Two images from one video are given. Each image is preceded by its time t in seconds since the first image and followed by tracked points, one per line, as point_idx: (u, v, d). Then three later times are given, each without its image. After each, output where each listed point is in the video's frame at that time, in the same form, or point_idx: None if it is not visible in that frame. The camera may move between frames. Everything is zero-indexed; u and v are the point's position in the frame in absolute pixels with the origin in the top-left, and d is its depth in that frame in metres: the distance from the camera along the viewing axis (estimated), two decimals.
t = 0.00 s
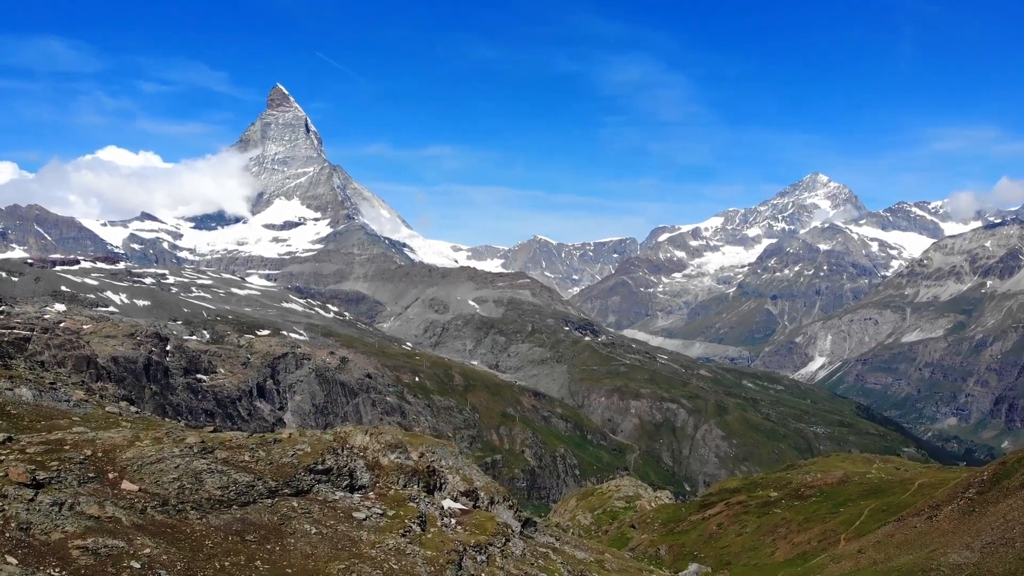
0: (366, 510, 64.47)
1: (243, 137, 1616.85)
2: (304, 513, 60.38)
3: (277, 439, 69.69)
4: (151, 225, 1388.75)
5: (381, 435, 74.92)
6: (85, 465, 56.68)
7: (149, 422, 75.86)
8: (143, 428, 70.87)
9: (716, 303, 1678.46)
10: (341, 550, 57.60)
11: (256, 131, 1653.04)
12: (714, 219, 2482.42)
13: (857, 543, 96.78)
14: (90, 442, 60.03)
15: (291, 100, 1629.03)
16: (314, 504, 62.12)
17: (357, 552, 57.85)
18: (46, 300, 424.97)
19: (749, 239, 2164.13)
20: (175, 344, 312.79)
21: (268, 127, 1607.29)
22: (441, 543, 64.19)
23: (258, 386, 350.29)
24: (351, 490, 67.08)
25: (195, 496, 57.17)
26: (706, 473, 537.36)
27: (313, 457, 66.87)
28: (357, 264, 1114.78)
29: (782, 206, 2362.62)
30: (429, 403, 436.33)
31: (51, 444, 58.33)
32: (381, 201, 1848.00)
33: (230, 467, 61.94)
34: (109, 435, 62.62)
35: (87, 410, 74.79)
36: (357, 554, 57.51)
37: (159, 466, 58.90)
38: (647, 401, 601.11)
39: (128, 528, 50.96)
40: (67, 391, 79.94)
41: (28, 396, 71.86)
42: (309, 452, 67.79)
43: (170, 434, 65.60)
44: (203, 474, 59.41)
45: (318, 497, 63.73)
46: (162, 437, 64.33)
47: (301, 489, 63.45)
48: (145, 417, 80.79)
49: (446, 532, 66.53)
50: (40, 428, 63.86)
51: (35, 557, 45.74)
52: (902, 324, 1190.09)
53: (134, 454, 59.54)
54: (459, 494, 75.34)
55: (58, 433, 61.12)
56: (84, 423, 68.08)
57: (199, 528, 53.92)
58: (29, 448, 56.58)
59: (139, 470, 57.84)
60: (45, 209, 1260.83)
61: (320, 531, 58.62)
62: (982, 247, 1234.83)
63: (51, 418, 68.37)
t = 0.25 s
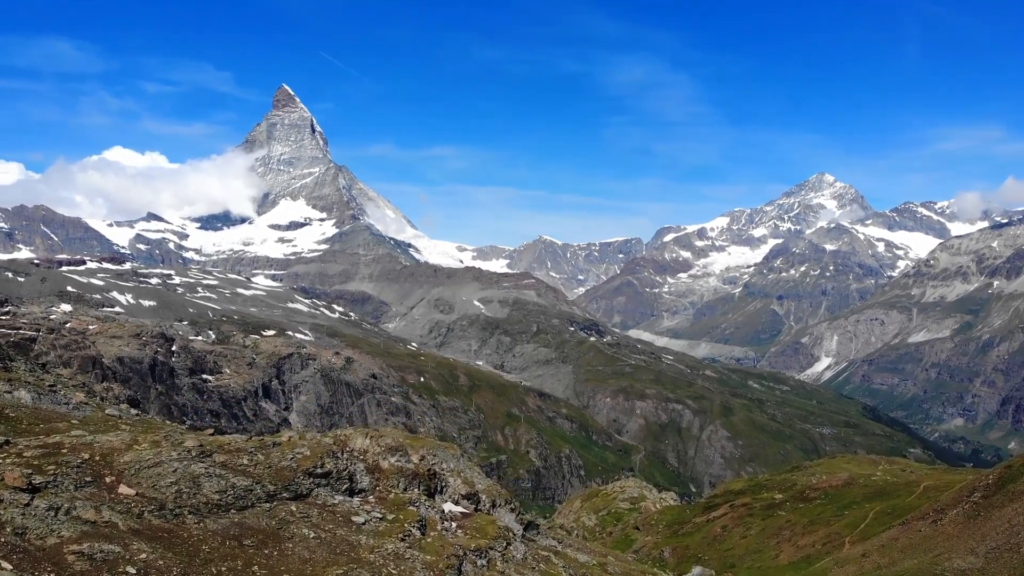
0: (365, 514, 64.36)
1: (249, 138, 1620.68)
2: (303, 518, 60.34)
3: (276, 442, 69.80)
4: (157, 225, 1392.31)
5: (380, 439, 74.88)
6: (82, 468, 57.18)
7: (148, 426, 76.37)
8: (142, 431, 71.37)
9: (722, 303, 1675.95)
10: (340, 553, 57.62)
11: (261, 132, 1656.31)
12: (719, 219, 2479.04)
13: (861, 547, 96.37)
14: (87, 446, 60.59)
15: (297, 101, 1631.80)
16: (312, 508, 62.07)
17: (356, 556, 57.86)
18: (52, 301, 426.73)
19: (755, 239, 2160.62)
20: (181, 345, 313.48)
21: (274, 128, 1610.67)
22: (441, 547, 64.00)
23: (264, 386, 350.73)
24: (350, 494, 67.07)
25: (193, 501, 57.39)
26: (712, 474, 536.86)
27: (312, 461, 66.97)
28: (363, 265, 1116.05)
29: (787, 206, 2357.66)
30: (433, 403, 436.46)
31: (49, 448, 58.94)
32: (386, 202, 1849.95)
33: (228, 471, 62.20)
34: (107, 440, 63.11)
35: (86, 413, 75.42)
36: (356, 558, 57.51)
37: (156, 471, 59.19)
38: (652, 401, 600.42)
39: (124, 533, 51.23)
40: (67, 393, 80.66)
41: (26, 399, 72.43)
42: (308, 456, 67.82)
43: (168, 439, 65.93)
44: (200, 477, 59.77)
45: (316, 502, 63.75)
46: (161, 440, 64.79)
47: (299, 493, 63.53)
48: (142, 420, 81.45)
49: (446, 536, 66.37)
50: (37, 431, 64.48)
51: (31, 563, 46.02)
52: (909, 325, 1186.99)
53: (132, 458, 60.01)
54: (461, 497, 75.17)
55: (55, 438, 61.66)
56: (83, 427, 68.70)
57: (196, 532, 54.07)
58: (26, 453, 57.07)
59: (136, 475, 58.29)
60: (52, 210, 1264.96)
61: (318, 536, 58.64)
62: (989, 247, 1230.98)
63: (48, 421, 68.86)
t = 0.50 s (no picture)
0: (364, 518, 64.35)
1: (255, 139, 1624.28)
2: (300, 522, 60.59)
3: (275, 446, 70.18)
4: (163, 225, 1395.62)
5: (381, 442, 75.34)
6: (79, 473, 57.99)
7: (147, 428, 77.18)
8: (140, 435, 72.15)
9: (728, 304, 1673.01)
10: (336, 557, 57.74)
11: (267, 132, 1659.87)
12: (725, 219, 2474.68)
13: (866, 551, 96.01)
14: (86, 450, 61.57)
15: (303, 101, 1634.23)
16: (310, 512, 62.35)
17: (352, 560, 58.02)
18: (59, 301, 428.15)
19: (761, 239, 2156.36)
20: (187, 345, 314.74)
21: (280, 129, 1615.03)
22: (440, 551, 63.66)
23: (269, 386, 351.38)
24: (350, 497, 67.19)
25: (190, 505, 57.88)
26: (717, 475, 536.29)
27: (311, 465, 67.36)
28: (368, 265, 1116.89)
29: (794, 206, 2350.91)
30: (439, 404, 436.59)
31: (48, 452, 60.11)
32: (392, 202, 1851.09)
33: (226, 475, 62.77)
34: (105, 443, 64.04)
35: (87, 415, 76.61)
36: (352, 563, 57.66)
37: (153, 475, 59.98)
38: (658, 402, 599.24)
39: (120, 538, 51.86)
40: (68, 397, 81.64)
41: (26, 401, 73.26)
42: (308, 459, 68.17)
43: (166, 442, 66.75)
44: (197, 482, 60.46)
45: (315, 505, 63.95)
46: (159, 444, 65.41)
47: (297, 498, 63.80)
48: (143, 423, 82.24)
49: (446, 540, 66.12)
50: (37, 435, 65.35)
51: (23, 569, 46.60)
52: (916, 325, 1182.73)
53: (129, 462, 60.84)
54: (462, 501, 75.03)
55: (54, 441, 62.78)
56: (81, 430, 69.57)
57: (192, 537, 54.59)
58: (23, 457, 58.04)
59: (133, 479, 59.03)
60: (59, 210, 1268.72)
61: (315, 540, 58.75)
62: (996, 247, 1226.21)
63: (47, 424, 69.72)
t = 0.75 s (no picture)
0: (362, 522, 64.25)
1: (261, 139, 1627.55)
2: (298, 525, 60.69)
3: (273, 449, 70.21)
4: (169, 226, 1398.38)
5: (381, 445, 75.35)
6: (75, 477, 58.43)
7: (146, 431, 77.50)
8: (137, 438, 72.40)
9: (734, 304, 1670.11)
10: (334, 562, 57.68)
11: (273, 133, 1663.34)
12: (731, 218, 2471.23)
13: (870, 555, 95.56)
14: (82, 453, 61.78)
15: (308, 102, 1636.60)
16: (309, 516, 62.32)
17: (350, 566, 57.87)
18: (65, 302, 429.24)
19: (767, 239, 2152.68)
20: (192, 345, 315.33)
21: (286, 129, 1618.50)
22: (439, 556, 63.34)
23: (274, 386, 351.74)
24: (349, 501, 67.01)
25: (187, 509, 58.18)
26: (723, 475, 535.62)
27: (309, 468, 67.18)
28: (374, 266, 1117.90)
29: (800, 206, 2344.54)
30: (444, 404, 436.65)
31: (44, 455, 60.57)
32: (397, 202, 1851.83)
33: (223, 478, 62.94)
34: (102, 446, 64.25)
35: (84, 417, 77.32)
36: (350, 568, 57.48)
37: (150, 478, 60.26)
38: (663, 403, 598.47)
39: (116, 542, 52.10)
40: (67, 399, 81.94)
41: (23, 405, 73.52)
42: (306, 463, 68.00)
43: (164, 445, 66.90)
44: (194, 486, 60.68)
45: (313, 509, 63.86)
46: (157, 446, 65.53)
47: (295, 501, 63.75)
48: (142, 425, 82.51)
49: (445, 544, 65.88)
50: (33, 437, 65.57)
51: None
52: (922, 326, 1179.08)
53: (126, 465, 61.23)
54: (462, 504, 74.85)
55: (50, 444, 63.25)
56: (78, 433, 69.91)
57: (188, 541, 54.78)
58: (19, 461, 58.55)
59: (129, 483, 59.34)
60: (65, 210, 1272.37)
61: (313, 544, 58.74)
62: (1003, 247, 1221.69)
63: (45, 426, 70.04)
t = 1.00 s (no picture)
0: (360, 527, 64.27)
1: (268, 140, 1631.86)
2: (295, 531, 60.63)
3: (271, 453, 70.52)
4: (177, 226, 1402.66)
5: (380, 448, 75.33)
6: (72, 481, 59.06)
7: (145, 436, 78.98)
8: (136, 443, 73.64)
9: (741, 304, 1667.01)
10: (330, 569, 57.64)
11: (280, 133, 1667.91)
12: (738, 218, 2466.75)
13: (875, 559, 95.13)
14: (79, 458, 62.89)
15: (315, 102, 1639.84)
16: (306, 521, 62.56)
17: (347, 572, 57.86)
18: (73, 302, 430.95)
19: (774, 239, 2147.79)
20: (198, 346, 316.77)
21: (292, 129, 1622.42)
22: (437, 561, 63.20)
23: (281, 386, 352.52)
24: (347, 505, 67.16)
25: (182, 515, 58.46)
26: (729, 476, 534.73)
27: (307, 473, 67.46)
28: (380, 266, 1119.15)
29: (807, 206, 2336.56)
30: (450, 404, 436.36)
31: (40, 460, 61.32)
32: (404, 202, 1853.88)
33: (220, 484, 63.36)
34: (98, 451, 65.10)
35: (81, 423, 78.79)
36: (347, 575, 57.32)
37: (146, 483, 60.77)
38: (670, 403, 597.26)
39: (109, 549, 52.28)
40: (70, 405, 83.97)
41: (21, 408, 75.65)
42: (304, 468, 68.21)
43: (161, 450, 67.61)
44: (191, 491, 61.08)
45: (311, 513, 64.03)
46: (154, 451, 66.58)
47: (293, 506, 64.02)
48: (142, 430, 84.06)
49: (444, 549, 65.69)
50: (31, 443, 67.39)
51: None
52: (930, 326, 1174.45)
53: (122, 471, 61.83)
54: (462, 507, 74.86)
55: (47, 449, 64.13)
56: (75, 437, 71.28)
57: (182, 547, 54.95)
58: (15, 466, 59.18)
59: (124, 488, 59.91)
60: (73, 211, 1277.89)
61: (310, 549, 58.85)
62: (1012, 247, 1215.58)
63: (43, 431, 72.16)
